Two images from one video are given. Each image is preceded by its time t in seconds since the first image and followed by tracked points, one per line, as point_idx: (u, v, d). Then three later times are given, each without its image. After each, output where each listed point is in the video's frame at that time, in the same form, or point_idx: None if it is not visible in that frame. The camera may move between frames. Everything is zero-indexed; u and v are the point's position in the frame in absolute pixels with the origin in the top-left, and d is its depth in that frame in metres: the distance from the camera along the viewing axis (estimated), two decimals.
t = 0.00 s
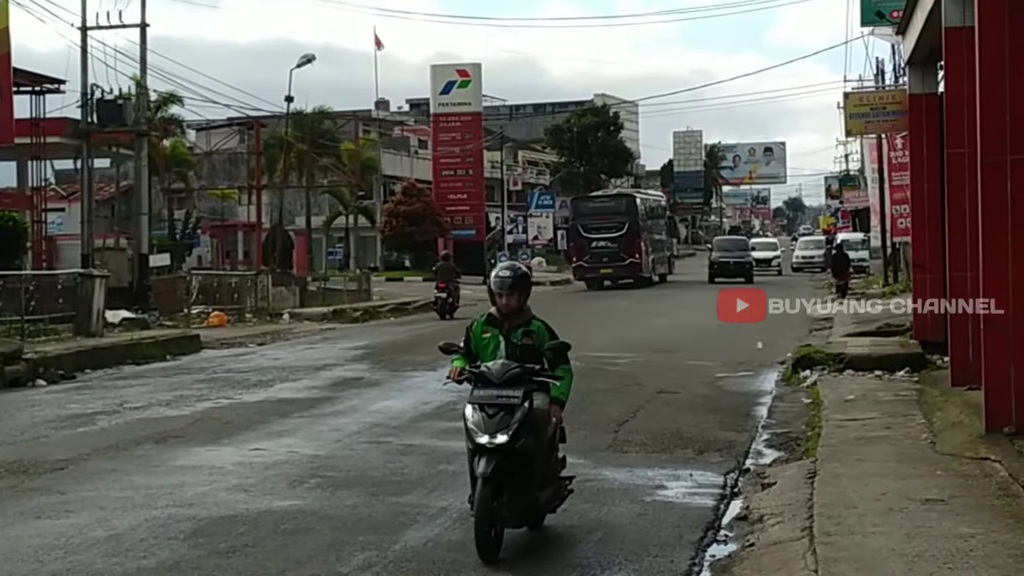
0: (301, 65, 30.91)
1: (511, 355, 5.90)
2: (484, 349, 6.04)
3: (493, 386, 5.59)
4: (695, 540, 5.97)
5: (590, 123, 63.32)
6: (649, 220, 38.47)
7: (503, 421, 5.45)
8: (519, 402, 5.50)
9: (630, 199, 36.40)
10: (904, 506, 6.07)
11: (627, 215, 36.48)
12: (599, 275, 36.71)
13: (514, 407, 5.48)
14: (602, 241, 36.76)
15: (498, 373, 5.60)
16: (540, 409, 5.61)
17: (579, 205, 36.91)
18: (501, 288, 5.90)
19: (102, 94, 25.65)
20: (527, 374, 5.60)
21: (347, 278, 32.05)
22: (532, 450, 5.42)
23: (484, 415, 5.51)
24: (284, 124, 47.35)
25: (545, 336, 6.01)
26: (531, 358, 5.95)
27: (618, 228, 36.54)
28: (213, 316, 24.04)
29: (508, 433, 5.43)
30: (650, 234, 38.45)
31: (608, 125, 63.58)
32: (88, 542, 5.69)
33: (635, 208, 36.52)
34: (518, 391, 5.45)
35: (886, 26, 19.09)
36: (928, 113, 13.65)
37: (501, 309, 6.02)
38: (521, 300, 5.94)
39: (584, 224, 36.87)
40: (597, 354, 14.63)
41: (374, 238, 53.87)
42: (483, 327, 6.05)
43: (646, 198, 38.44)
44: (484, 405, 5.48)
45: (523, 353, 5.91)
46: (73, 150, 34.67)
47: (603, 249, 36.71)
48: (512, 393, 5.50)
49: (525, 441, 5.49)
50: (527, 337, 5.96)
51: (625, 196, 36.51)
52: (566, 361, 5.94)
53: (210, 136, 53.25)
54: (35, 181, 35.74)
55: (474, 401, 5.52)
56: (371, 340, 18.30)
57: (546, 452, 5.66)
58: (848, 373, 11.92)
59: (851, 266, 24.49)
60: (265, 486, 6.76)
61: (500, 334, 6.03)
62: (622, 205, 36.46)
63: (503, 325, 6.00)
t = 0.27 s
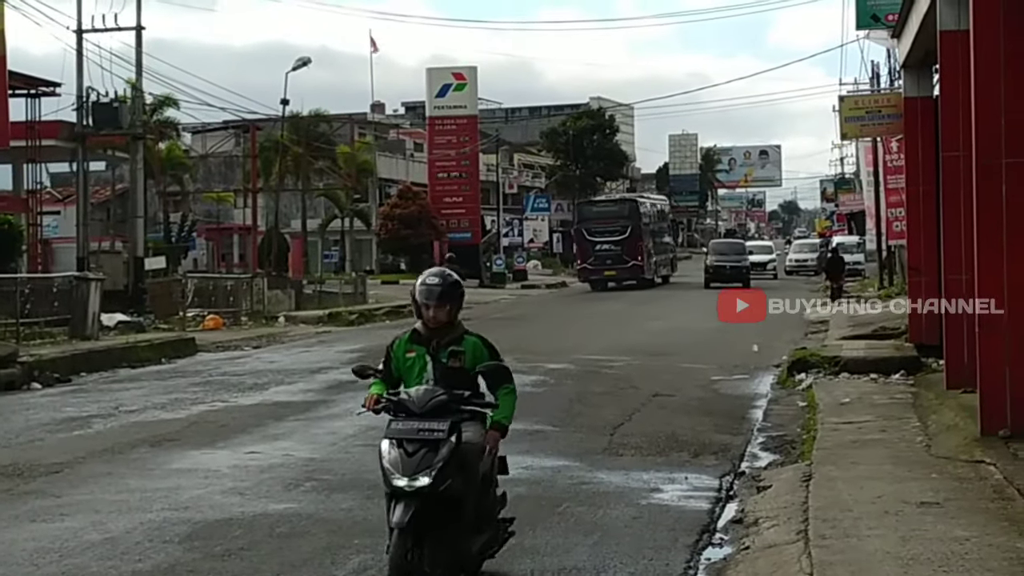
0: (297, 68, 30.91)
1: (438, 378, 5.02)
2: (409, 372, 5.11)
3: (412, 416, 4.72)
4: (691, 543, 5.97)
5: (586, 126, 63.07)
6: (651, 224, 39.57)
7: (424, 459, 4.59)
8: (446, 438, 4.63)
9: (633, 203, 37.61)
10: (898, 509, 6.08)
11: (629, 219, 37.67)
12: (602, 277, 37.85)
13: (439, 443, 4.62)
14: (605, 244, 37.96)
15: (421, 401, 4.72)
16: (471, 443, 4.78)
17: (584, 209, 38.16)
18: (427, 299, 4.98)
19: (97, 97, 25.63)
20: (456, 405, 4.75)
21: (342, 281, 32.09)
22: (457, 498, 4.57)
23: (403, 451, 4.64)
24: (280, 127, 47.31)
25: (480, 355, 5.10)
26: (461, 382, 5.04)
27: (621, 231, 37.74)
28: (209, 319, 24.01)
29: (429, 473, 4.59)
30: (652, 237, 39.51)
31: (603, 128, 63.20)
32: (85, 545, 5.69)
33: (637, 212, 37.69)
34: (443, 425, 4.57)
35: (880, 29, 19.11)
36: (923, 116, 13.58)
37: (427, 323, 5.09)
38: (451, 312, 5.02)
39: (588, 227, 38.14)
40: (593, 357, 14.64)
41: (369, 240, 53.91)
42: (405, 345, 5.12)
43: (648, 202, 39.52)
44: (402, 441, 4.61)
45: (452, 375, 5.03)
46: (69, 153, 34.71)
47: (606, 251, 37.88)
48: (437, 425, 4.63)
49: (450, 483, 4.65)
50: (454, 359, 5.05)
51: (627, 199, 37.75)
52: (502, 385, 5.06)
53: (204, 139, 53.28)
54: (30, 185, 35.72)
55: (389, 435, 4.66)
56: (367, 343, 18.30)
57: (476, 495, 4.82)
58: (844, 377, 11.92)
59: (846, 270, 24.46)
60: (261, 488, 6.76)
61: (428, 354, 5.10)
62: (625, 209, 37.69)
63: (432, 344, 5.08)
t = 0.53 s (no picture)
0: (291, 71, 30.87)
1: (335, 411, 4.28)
2: (302, 404, 4.38)
3: (302, 460, 3.94)
4: (685, 547, 5.97)
5: (580, 130, 62.65)
6: (652, 227, 39.83)
7: (314, 510, 3.80)
8: (339, 488, 3.84)
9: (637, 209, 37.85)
10: (893, 513, 6.08)
11: (633, 223, 37.92)
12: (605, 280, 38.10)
13: (332, 491, 3.83)
14: (608, 247, 38.19)
15: (309, 442, 3.96)
16: (374, 492, 4.00)
17: (587, 213, 38.32)
18: (324, 314, 4.26)
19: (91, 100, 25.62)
20: (354, 444, 3.99)
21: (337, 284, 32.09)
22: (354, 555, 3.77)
23: (288, 500, 3.85)
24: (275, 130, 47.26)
25: (385, 385, 4.37)
26: (363, 417, 4.31)
27: (624, 235, 37.99)
28: (203, 323, 23.95)
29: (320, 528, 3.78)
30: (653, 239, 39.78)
31: (598, 131, 62.74)
32: (78, 549, 5.69)
33: (640, 216, 37.95)
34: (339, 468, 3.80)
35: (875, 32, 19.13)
36: (919, 121, 13.60)
37: (325, 347, 4.36)
38: (352, 332, 4.30)
39: (592, 231, 38.32)
40: (588, 361, 14.64)
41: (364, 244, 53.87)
42: (299, 370, 4.38)
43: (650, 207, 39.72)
44: (288, 487, 3.81)
45: (350, 408, 4.27)
46: (63, 157, 34.72)
47: (609, 254, 38.16)
48: (329, 470, 3.85)
49: (346, 539, 3.84)
50: (354, 388, 4.33)
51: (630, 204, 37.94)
52: (411, 421, 4.31)
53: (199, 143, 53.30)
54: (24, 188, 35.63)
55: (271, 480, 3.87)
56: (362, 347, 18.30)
57: (382, 553, 4.01)
58: (838, 380, 11.93)
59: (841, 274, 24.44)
60: (255, 492, 6.76)
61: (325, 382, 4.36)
62: (628, 213, 37.91)
63: (330, 371, 4.34)
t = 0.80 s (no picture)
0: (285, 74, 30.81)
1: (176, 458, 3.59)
2: (140, 449, 3.70)
3: (126, 524, 3.31)
4: (678, 550, 5.98)
5: (574, 133, 62.56)
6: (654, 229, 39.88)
7: None
8: (168, 560, 3.18)
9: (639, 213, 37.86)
10: (886, 516, 6.09)
11: (635, 226, 37.95)
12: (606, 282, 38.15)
13: (159, 565, 3.17)
14: (610, 250, 38.22)
15: (135, 502, 3.33)
16: (218, 563, 3.30)
17: (591, 216, 38.29)
18: (169, 336, 3.60)
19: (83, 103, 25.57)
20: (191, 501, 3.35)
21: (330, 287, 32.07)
22: None
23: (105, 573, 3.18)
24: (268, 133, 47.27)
25: (240, 427, 3.71)
26: (205, 469, 3.60)
27: (626, 237, 38.06)
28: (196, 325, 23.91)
29: None
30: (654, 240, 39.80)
31: (592, 134, 62.55)
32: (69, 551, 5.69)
33: (642, 219, 37.97)
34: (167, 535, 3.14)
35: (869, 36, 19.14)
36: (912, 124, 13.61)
37: (170, 382, 3.68)
38: (202, 363, 3.64)
39: (596, 234, 38.34)
40: (582, 364, 14.64)
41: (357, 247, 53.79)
42: (136, 409, 3.70)
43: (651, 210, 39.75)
44: (103, 558, 3.14)
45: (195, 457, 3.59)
46: (55, 159, 34.69)
47: (611, 256, 38.21)
48: (155, 539, 3.17)
49: None
50: (196, 431, 3.64)
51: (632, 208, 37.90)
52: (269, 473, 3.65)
53: (192, 145, 53.30)
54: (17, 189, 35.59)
55: (85, 550, 3.19)
56: (355, 350, 18.29)
57: None
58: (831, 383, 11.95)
59: (833, 276, 24.48)
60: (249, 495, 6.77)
61: (169, 421, 3.70)
62: (630, 216, 37.92)
63: (175, 407, 3.67)
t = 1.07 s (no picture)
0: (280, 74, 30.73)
1: None
2: None
3: None
4: (671, 551, 5.98)
5: (569, 134, 62.51)
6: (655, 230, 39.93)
7: None
8: None
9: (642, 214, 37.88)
10: (880, 517, 6.09)
11: (636, 227, 37.98)
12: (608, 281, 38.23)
13: None
14: (612, 250, 38.25)
15: None
16: None
17: (594, 217, 38.28)
18: None
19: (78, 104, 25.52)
20: None
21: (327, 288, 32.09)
22: None
23: None
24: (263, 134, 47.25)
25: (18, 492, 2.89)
26: None
27: (628, 238, 38.08)
28: (192, 327, 23.92)
29: None
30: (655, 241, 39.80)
31: (586, 136, 62.60)
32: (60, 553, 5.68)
33: (644, 220, 37.98)
34: None
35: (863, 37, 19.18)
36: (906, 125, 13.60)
37: None
38: None
39: (598, 234, 38.35)
40: (576, 365, 14.65)
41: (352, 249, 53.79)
42: None
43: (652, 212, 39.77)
44: None
45: None
46: (49, 161, 34.67)
47: (613, 256, 38.25)
48: None
49: None
50: None
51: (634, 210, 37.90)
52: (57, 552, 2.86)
53: (187, 146, 53.32)
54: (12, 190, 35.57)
55: None
56: (350, 351, 18.28)
57: None
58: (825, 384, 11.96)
59: (826, 277, 24.55)
60: (242, 496, 6.76)
61: None
62: (633, 217, 37.94)
63: None
